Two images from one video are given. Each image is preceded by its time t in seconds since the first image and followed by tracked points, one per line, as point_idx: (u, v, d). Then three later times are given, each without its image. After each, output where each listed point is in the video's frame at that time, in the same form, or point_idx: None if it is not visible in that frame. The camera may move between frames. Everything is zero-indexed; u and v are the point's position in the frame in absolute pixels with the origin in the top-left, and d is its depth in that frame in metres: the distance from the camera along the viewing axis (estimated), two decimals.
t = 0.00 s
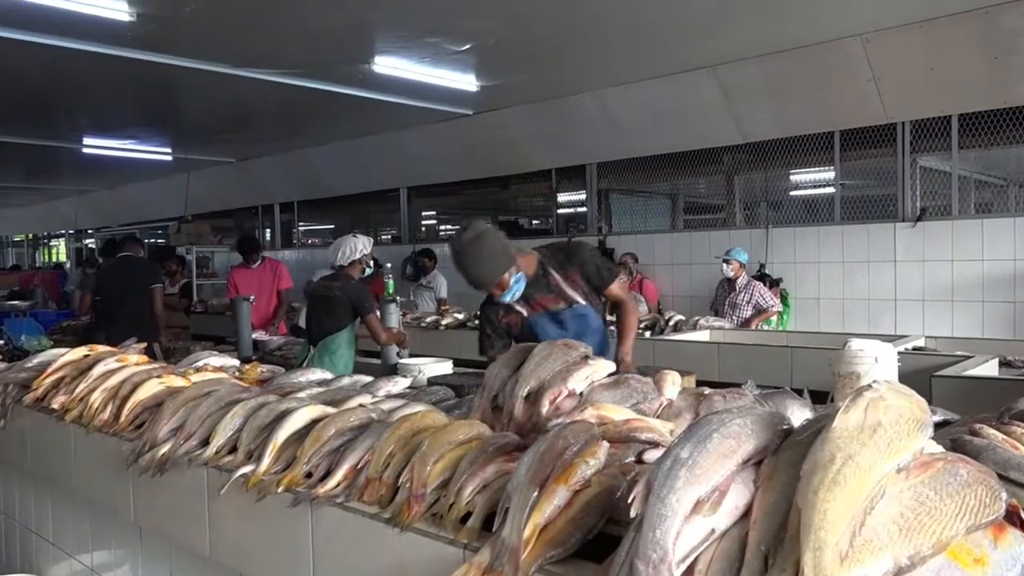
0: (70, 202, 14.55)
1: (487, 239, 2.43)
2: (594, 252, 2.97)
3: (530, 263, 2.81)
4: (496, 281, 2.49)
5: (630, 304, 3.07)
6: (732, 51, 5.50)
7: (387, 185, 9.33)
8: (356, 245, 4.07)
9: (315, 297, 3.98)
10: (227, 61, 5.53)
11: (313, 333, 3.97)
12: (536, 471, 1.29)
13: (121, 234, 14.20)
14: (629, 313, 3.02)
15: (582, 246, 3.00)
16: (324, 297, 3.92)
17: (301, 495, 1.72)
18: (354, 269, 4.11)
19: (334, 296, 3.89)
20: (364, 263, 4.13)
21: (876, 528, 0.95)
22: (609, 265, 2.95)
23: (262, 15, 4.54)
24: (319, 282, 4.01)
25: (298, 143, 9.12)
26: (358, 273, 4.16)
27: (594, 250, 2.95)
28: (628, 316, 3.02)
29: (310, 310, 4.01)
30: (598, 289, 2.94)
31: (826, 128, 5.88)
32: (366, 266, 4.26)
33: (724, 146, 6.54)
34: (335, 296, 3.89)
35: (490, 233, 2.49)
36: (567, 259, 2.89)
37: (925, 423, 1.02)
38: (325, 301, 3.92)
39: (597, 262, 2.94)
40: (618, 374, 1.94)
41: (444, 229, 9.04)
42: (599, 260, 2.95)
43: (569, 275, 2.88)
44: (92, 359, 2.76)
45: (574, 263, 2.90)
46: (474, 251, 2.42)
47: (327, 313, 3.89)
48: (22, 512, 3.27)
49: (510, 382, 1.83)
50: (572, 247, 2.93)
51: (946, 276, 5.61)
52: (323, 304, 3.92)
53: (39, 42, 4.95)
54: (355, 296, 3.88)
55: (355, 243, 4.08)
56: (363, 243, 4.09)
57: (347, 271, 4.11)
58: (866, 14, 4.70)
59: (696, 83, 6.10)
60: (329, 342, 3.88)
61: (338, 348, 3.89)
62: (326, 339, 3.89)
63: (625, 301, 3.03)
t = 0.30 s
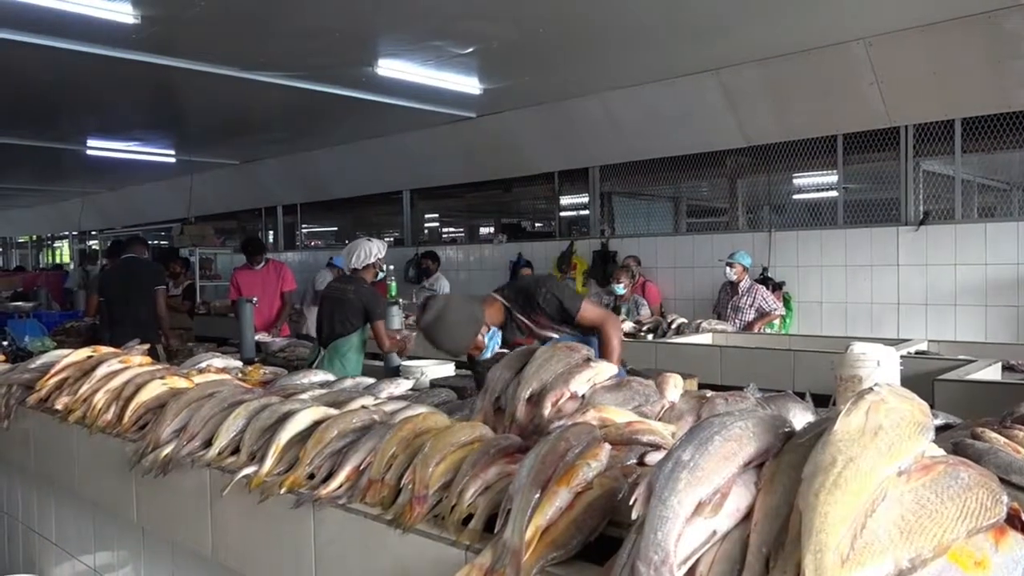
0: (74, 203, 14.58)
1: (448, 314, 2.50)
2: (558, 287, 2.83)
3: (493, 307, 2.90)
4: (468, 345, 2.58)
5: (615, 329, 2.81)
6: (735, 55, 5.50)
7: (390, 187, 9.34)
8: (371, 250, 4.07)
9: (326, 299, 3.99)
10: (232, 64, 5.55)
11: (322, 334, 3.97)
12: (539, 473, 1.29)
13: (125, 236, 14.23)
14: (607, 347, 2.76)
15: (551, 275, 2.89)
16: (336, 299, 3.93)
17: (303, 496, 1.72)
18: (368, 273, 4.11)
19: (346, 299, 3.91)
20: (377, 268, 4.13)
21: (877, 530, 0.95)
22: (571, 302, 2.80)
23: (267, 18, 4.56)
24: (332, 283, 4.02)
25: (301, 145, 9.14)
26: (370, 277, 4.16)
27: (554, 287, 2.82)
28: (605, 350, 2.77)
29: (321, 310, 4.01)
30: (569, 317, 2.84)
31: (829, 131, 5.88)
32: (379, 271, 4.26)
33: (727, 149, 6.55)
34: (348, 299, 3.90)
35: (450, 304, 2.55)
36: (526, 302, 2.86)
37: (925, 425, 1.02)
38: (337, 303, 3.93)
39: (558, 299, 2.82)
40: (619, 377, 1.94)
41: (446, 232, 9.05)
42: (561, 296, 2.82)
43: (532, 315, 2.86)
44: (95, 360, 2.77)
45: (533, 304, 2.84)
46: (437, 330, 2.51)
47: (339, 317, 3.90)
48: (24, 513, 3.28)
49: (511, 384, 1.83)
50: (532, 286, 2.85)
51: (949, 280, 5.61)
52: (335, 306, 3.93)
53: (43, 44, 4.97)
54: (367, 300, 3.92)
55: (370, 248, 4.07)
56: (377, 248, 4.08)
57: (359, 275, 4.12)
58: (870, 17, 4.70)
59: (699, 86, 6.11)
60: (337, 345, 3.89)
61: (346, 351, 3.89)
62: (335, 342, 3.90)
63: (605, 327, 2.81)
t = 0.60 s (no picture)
0: (76, 203, 14.59)
1: (461, 362, 2.75)
2: (560, 316, 2.74)
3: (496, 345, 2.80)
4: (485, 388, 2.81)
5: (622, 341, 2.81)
6: (737, 54, 5.50)
7: (392, 187, 9.35)
8: (378, 250, 4.07)
9: (335, 299, 3.98)
10: (234, 64, 5.56)
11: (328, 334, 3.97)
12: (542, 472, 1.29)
13: (126, 236, 14.24)
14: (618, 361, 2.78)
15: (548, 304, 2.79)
16: (344, 299, 3.92)
17: (306, 495, 1.72)
18: (374, 273, 4.13)
19: (355, 299, 3.90)
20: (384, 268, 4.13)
21: (881, 529, 0.95)
22: (575, 330, 2.74)
23: (269, 17, 4.56)
24: (340, 282, 4.01)
25: (302, 145, 9.15)
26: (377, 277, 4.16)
27: (556, 319, 2.71)
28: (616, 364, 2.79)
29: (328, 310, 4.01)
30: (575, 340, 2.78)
31: (831, 131, 5.87)
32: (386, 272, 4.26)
33: (728, 148, 6.55)
34: (356, 299, 3.89)
35: (459, 355, 2.77)
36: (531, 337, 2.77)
37: (929, 424, 1.02)
38: (344, 303, 3.92)
39: (562, 329, 2.74)
40: (622, 376, 1.95)
41: (448, 231, 9.05)
42: (564, 325, 2.74)
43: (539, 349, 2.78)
44: (98, 360, 2.77)
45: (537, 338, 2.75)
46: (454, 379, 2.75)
47: (346, 317, 3.90)
48: (28, 512, 3.28)
49: (514, 383, 1.83)
50: (533, 321, 2.75)
51: (952, 280, 5.59)
52: (342, 306, 3.93)
53: (45, 44, 4.97)
54: (375, 300, 3.91)
55: (379, 247, 4.07)
56: (385, 247, 4.07)
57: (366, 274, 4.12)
58: (872, 16, 4.69)
59: (700, 86, 6.10)
60: (342, 346, 3.89)
61: (352, 351, 3.89)
62: (341, 342, 3.90)
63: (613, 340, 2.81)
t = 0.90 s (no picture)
0: (79, 203, 14.61)
1: (470, 364, 2.70)
2: (567, 315, 2.77)
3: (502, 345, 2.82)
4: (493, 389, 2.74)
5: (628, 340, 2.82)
6: (739, 51, 5.48)
7: (394, 186, 9.35)
8: (382, 249, 4.08)
9: (338, 298, 3.99)
10: (235, 64, 5.56)
11: (332, 334, 3.97)
12: (545, 471, 1.29)
13: (129, 236, 14.26)
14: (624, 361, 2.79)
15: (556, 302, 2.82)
16: (347, 298, 3.95)
17: (309, 494, 1.72)
18: (375, 269, 4.14)
19: (358, 298, 3.93)
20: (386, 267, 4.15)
21: (886, 528, 0.94)
22: (582, 329, 2.77)
23: (271, 17, 4.56)
24: (341, 282, 4.04)
25: (304, 144, 9.15)
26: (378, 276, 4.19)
27: (564, 318, 2.75)
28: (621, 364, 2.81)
29: (329, 309, 4.01)
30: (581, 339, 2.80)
31: (833, 128, 5.86)
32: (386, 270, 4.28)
33: (731, 146, 6.54)
34: (360, 298, 3.93)
35: (468, 356, 2.72)
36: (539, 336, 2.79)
37: (934, 422, 1.02)
38: (348, 302, 3.94)
39: (569, 328, 2.77)
40: (625, 375, 1.94)
41: (451, 230, 9.04)
42: (571, 324, 2.77)
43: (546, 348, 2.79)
44: (102, 360, 2.77)
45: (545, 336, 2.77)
46: (462, 380, 2.69)
47: (349, 317, 3.91)
48: (32, 511, 3.29)
49: (518, 382, 1.83)
50: (541, 321, 2.76)
51: (955, 277, 5.58)
52: (345, 305, 3.94)
53: (47, 44, 4.97)
54: (380, 300, 3.96)
55: (383, 245, 4.08)
56: (388, 246, 4.08)
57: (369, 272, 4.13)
58: (874, 13, 4.68)
59: (703, 84, 6.09)
60: (347, 346, 3.90)
61: (356, 351, 3.90)
62: (346, 342, 3.91)
63: (619, 339, 2.81)
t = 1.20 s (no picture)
0: (91, 205, 14.70)
1: (480, 373, 2.69)
2: (575, 320, 2.82)
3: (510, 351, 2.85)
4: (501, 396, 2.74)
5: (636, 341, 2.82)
6: (750, 53, 5.46)
7: (404, 187, 9.36)
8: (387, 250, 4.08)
9: (342, 300, 4.02)
10: (246, 66, 5.58)
11: (338, 336, 4.02)
12: (554, 474, 1.29)
13: (141, 237, 14.34)
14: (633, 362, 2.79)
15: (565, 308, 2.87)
16: (350, 301, 3.97)
17: (318, 497, 1.72)
18: (380, 268, 4.12)
19: (360, 300, 3.94)
20: (389, 267, 4.13)
21: (898, 534, 0.94)
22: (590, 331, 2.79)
23: (282, 19, 4.58)
24: (345, 283, 4.04)
25: (314, 146, 9.18)
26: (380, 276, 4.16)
27: (572, 322, 2.80)
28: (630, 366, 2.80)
29: (334, 311, 4.05)
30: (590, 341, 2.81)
31: (845, 130, 5.83)
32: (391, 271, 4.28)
33: (741, 148, 6.52)
34: (361, 301, 3.94)
35: (477, 364, 2.71)
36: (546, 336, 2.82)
37: (946, 428, 1.01)
38: (350, 305, 3.97)
39: (577, 332, 2.81)
40: (634, 378, 1.94)
41: (460, 232, 9.05)
42: (579, 329, 2.81)
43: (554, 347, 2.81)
44: (112, 361, 2.79)
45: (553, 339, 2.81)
46: (472, 388, 2.68)
47: (353, 319, 3.95)
48: (43, 511, 3.31)
49: (526, 384, 1.82)
50: (549, 327, 2.83)
51: (967, 280, 5.54)
52: (348, 308, 3.97)
53: (60, 47, 5.01)
54: (381, 301, 3.94)
55: (388, 246, 4.09)
56: (394, 248, 4.10)
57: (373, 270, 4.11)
58: (885, 15, 4.66)
59: (713, 85, 6.07)
60: (352, 348, 3.94)
61: (362, 353, 3.94)
62: (351, 344, 3.95)
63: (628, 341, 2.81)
